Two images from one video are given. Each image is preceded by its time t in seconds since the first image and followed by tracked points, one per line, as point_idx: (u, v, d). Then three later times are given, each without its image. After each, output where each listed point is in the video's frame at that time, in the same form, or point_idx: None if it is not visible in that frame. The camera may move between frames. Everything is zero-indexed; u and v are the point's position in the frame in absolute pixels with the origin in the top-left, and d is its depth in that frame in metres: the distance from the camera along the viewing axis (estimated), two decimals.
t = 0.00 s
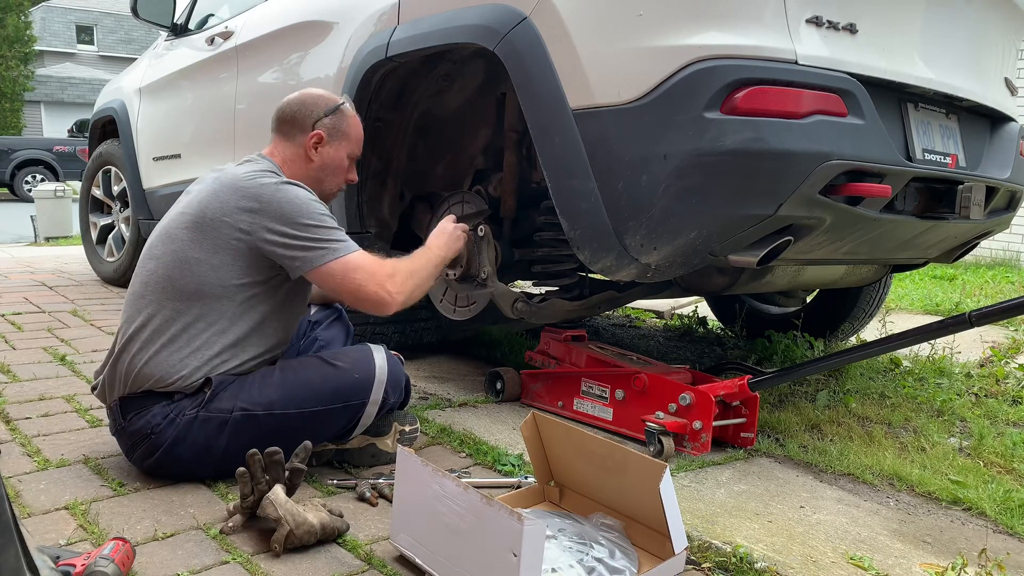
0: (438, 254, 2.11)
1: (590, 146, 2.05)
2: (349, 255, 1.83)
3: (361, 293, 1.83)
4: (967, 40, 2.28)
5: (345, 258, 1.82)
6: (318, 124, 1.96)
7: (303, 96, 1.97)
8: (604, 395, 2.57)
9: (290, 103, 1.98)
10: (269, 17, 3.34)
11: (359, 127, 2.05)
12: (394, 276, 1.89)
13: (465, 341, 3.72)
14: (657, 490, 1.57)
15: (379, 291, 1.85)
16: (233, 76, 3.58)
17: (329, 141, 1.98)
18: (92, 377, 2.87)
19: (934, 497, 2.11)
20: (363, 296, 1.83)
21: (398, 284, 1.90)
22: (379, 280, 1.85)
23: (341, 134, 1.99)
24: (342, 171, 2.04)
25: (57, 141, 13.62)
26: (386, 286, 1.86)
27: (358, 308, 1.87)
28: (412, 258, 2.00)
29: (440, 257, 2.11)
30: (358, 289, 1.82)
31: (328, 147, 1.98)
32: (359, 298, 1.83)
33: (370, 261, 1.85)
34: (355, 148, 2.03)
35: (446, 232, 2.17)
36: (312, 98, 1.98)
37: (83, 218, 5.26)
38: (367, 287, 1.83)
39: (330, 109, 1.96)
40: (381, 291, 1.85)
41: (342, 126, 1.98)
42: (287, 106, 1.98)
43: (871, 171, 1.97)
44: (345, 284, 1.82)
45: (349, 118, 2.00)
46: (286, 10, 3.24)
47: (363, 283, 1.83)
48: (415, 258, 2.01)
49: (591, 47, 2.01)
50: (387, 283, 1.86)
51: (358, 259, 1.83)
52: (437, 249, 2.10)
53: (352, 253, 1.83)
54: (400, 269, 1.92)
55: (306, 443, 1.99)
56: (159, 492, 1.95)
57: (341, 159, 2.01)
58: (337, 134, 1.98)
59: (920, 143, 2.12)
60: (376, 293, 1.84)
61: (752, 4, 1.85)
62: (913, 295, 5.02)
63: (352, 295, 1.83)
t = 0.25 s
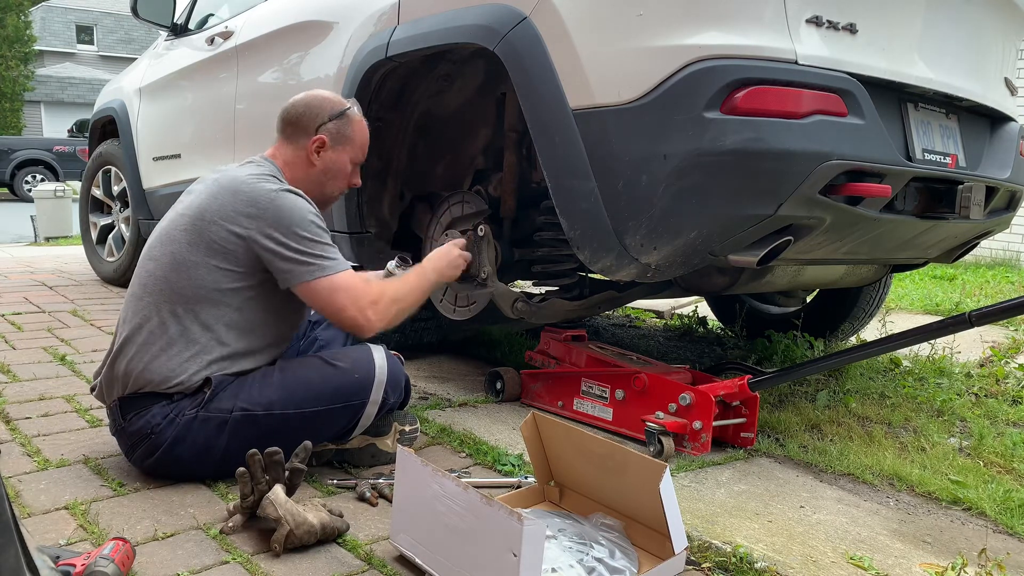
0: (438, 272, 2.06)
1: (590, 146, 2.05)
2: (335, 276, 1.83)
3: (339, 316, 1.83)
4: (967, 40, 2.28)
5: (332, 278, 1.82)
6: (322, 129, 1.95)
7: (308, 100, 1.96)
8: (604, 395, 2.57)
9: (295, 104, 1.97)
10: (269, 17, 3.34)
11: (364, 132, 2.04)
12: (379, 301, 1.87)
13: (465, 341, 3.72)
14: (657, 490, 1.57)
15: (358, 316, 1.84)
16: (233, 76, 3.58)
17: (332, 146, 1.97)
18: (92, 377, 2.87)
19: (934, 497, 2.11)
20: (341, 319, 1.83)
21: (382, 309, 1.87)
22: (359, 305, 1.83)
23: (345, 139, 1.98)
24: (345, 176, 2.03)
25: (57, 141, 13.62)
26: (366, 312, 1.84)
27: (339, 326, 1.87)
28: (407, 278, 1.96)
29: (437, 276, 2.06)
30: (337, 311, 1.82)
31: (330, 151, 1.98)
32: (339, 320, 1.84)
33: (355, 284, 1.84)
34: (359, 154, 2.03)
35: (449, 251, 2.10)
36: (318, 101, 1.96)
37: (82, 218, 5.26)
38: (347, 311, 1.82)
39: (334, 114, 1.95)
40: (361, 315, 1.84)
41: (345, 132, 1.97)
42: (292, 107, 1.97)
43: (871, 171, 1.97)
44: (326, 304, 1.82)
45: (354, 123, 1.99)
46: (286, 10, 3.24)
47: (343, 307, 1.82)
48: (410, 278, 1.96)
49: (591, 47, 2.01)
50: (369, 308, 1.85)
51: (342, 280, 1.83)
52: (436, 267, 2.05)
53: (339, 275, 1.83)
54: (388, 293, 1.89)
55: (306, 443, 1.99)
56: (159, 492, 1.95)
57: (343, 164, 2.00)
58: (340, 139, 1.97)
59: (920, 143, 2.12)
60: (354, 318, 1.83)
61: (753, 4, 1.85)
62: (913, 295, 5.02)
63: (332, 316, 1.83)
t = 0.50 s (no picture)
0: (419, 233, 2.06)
1: (590, 146, 2.05)
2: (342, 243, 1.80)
3: (357, 283, 1.79)
4: (967, 40, 2.28)
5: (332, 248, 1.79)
6: (321, 127, 1.95)
7: (303, 97, 1.95)
8: (604, 395, 2.57)
9: (290, 103, 1.96)
10: (269, 17, 3.34)
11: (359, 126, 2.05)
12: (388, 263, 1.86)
13: (465, 341, 3.72)
14: (657, 490, 1.57)
15: (375, 280, 1.82)
16: (232, 76, 3.58)
17: (332, 143, 1.97)
18: (92, 377, 2.87)
19: (934, 497, 2.11)
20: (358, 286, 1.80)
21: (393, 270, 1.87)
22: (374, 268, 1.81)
23: (344, 135, 1.98)
24: (343, 171, 2.04)
25: (57, 141, 13.62)
26: (382, 274, 1.83)
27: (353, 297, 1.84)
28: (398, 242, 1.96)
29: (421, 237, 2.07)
30: (353, 278, 1.79)
31: (330, 149, 1.98)
32: (355, 288, 1.80)
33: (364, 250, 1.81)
34: (357, 148, 2.04)
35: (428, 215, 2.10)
36: (313, 99, 1.96)
37: (82, 218, 5.26)
38: (365, 277, 1.80)
39: (332, 111, 1.95)
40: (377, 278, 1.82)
41: (344, 128, 1.98)
42: (287, 106, 1.96)
43: (871, 171, 1.97)
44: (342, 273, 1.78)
45: (351, 118, 2.00)
46: (286, 10, 3.24)
47: (360, 272, 1.79)
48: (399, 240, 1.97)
49: (591, 47, 2.01)
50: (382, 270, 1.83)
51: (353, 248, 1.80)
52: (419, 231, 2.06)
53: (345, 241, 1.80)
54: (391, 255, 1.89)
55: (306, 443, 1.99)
56: (159, 492, 1.95)
57: (343, 160, 2.01)
58: (339, 136, 1.98)
59: (920, 143, 2.12)
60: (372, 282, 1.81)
61: (753, 4, 1.85)
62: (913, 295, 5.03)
63: (348, 285, 1.80)
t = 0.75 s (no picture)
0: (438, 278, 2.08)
1: (590, 146, 2.05)
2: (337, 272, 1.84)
3: (343, 313, 1.84)
4: (966, 40, 2.28)
5: (334, 274, 1.84)
6: (320, 126, 1.95)
7: (302, 97, 1.96)
8: (604, 395, 2.57)
9: (291, 104, 1.97)
10: (269, 17, 3.34)
11: (360, 125, 2.04)
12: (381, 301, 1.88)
13: (465, 341, 3.72)
14: (657, 490, 1.57)
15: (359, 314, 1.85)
16: (232, 76, 3.58)
17: (331, 143, 1.97)
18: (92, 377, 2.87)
19: (934, 497, 2.11)
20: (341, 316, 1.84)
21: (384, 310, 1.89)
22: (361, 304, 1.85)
23: (344, 135, 1.98)
24: (344, 171, 2.04)
25: (57, 141, 13.62)
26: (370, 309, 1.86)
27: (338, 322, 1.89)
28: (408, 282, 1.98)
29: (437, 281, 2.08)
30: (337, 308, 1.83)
31: (330, 148, 1.98)
32: (338, 317, 1.85)
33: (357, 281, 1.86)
34: (358, 149, 2.03)
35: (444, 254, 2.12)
36: (313, 99, 1.96)
37: (82, 218, 5.26)
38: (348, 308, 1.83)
39: (331, 110, 1.95)
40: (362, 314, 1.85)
41: (344, 127, 1.98)
42: (288, 107, 1.96)
43: (871, 171, 1.97)
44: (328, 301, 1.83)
45: (351, 118, 2.00)
46: (286, 10, 3.24)
47: (344, 303, 1.83)
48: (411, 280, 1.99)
49: (591, 46, 2.01)
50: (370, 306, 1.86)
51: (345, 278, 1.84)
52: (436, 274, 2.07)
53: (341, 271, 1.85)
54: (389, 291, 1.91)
55: (306, 443, 1.99)
56: (159, 492, 1.95)
57: (343, 160, 2.01)
58: (339, 136, 1.98)
59: (920, 143, 2.12)
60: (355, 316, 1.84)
61: (753, 4, 1.85)
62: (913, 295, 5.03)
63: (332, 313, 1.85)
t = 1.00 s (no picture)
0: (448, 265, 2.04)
1: (590, 146, 2.05)
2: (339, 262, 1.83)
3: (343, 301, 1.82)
4: (967, 40, 2.28)
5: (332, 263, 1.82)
6: (319, 128, 1.95)
7: (305, 98, 1.96)
8: (604, 395, 2.57)
9: (294, 104, 1.97)
10: (269, 17, 3.34)
11: (363, 131, 2.04)
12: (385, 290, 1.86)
13: (465, 341, 3.72)
14: (657, 490, 1.57)
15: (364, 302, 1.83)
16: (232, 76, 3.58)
17: (329, 145, 1.97)
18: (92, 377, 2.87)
19: (934, 497, 2.11)
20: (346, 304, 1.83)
21: (389, 296, 1.87)
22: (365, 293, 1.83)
23: (342, 138, 1.98)
24: (342, 176, 2.03)
25: (57, 141, 13.62)
26: (375, 298, 1.83)
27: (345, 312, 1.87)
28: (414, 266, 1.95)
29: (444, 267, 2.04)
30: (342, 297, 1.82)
31: (327, 151, 1.97)
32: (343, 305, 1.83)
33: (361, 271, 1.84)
34: (358, 153, 2.02)
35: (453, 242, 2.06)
36: (316, 101, 1.97)
37: (82, 218, 5.26)
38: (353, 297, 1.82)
39: (331, 112, 1.95)
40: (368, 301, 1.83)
41: (343, 131, 1.97)
42: (291, 108, 1.97)
43: (871, 171, 1.97)
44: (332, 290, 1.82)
45: (352, 122, 1.99)
46: (286, 10, 3.24)
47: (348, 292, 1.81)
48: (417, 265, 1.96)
49: (591, 46, 2.01)
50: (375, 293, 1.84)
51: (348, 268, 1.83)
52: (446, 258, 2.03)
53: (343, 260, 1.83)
54: (395, 278, 1.88)
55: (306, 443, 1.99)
56: (159, 492, 1.95)
57: (341, 164, 2.00)
58: (338, 139, 1.97)
59: (920, 143, 2.12)
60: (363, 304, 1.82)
61: (753, 4, 1.85)
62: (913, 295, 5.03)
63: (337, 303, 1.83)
